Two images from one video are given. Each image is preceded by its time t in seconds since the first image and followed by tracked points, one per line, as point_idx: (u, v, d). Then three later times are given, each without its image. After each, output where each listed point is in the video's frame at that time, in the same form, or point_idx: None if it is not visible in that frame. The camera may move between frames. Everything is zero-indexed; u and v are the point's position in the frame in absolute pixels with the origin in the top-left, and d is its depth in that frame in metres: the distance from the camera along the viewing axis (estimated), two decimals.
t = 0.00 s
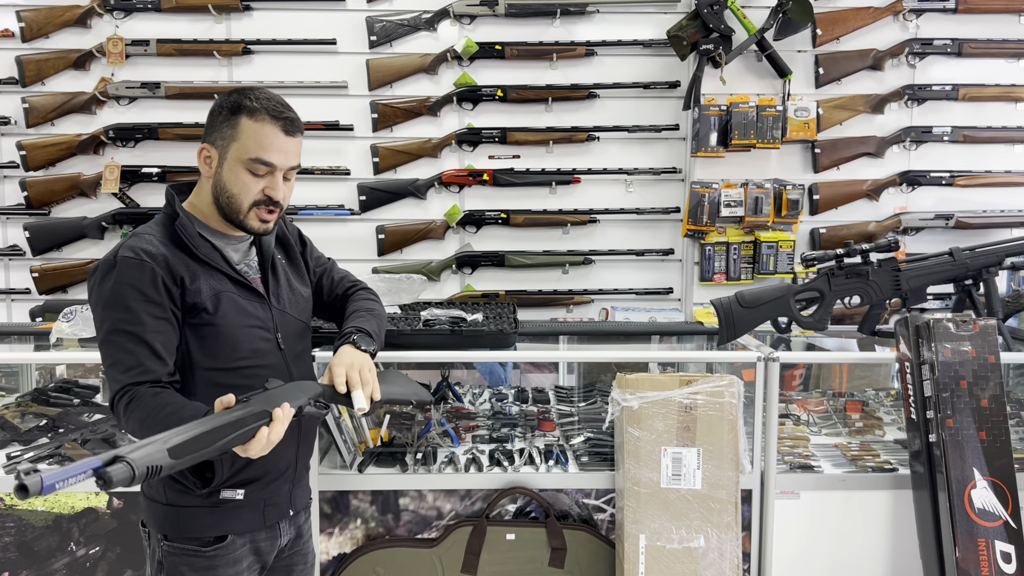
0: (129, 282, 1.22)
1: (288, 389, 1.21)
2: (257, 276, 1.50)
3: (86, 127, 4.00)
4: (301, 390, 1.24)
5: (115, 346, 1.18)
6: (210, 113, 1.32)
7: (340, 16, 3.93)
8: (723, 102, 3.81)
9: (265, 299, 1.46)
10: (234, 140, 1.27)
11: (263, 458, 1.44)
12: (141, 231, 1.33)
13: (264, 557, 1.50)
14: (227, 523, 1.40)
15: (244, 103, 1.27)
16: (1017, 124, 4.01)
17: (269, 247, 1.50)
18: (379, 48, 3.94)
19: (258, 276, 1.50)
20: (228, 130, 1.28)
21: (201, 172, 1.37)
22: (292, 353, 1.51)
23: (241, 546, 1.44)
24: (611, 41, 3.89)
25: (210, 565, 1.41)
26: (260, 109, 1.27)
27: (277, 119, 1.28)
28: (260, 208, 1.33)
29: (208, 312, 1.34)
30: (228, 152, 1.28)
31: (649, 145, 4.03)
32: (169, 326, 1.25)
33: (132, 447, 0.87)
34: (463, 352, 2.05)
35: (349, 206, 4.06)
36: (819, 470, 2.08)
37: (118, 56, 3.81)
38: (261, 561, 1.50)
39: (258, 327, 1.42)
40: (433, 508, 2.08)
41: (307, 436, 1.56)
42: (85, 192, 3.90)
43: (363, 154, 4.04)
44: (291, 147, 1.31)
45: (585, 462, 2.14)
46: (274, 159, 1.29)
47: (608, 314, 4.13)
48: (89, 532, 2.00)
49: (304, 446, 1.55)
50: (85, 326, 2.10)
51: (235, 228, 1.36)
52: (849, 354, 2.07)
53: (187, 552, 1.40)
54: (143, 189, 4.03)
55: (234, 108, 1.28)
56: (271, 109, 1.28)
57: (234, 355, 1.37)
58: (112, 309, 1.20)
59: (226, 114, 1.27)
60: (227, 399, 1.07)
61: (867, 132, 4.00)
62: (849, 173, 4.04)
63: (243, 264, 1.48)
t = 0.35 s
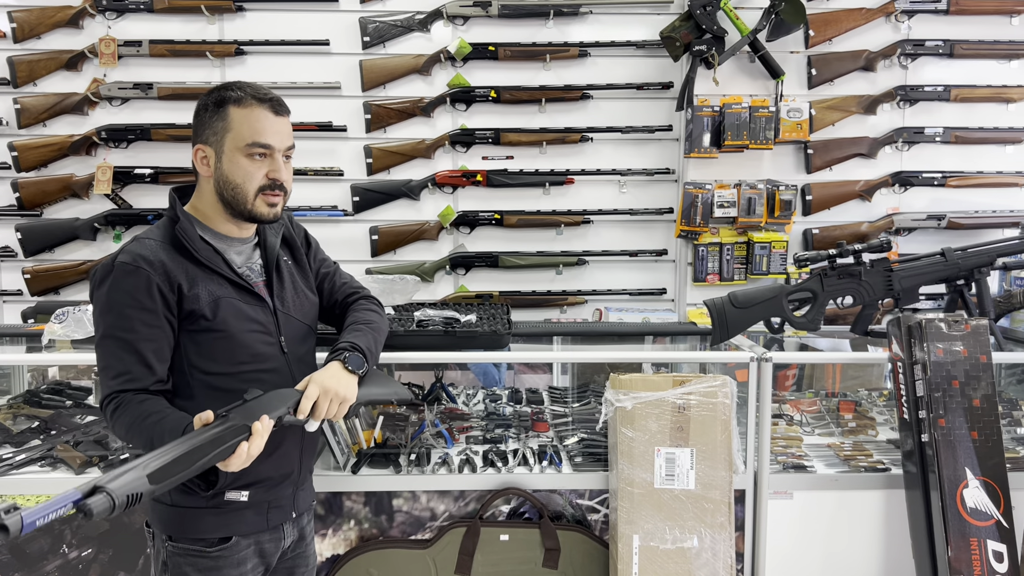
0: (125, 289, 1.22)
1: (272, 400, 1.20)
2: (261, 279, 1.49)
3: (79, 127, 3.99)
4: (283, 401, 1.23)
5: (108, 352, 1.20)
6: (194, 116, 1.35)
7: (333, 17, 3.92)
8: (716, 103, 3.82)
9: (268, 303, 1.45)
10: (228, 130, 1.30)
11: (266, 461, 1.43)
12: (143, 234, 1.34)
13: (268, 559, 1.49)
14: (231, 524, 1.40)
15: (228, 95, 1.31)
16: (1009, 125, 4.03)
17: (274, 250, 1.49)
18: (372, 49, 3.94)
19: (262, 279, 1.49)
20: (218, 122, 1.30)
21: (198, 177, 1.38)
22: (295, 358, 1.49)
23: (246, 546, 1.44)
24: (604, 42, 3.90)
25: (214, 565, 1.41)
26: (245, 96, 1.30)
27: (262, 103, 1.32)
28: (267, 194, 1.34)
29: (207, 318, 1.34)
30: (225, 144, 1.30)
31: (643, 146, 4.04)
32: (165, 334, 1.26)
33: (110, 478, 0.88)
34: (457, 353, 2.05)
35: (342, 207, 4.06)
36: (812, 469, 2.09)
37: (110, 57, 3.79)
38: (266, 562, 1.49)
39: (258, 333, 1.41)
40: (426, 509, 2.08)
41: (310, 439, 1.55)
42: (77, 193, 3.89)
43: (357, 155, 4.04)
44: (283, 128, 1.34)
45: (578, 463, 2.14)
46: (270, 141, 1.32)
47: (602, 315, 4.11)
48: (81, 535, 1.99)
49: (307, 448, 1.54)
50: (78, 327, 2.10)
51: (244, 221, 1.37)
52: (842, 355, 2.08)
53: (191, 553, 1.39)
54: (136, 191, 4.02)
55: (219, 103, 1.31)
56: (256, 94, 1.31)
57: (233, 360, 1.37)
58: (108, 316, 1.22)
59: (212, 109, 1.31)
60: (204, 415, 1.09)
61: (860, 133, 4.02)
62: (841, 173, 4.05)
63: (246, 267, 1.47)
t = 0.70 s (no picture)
0: (120, 305, 1.22)
1: (263, 427, 1.20)
2: (260, 289, 1.47)
3: (70, 128, 3.97)
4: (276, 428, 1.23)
5: (102, 367, 1.21)
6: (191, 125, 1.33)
7: (326, 18, 3.92)
8: (709, 104, 3.83)
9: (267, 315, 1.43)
10: (230, 139, 1.28)
11: (268, 471, 1.42)
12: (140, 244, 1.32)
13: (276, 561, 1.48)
14: (237, 526, 1.40)
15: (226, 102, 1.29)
16: (1000, 125, 4.05)
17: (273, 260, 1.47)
18: (364, 50, 3.94)
19: (261, 290, 1.47)
20: (218, 131, 1.28)
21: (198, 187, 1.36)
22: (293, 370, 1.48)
23: (255, 547, 1.43)
24: (597, 43, 3.90)
25: (223, 566, 1.40)
26: (245, 103, 1.29)
27: (263, 110, 1.31)
28: (272, 202, 1.33)
29: (202, 333, 1.33)
30: (227, 153, 1.29)
31: (635, 146, 4.05)
32: (160, 350, 1.27)
33: None
34: (451, 354, 2.05)
35: (335, 208, 4.06)
36: (805, 469, 2.09)
37: (102, 57, 3.80)
38: (275, 564, 1.48)
39: (254, 347, 1.39)
40: (419, 510, 2.08)
41: (311, 445, 1.55)
42: (69, 194, 3.87)
43: (350, 155, 4.03)
44: (285, 133, 1.33)
45: (571, 463, 2.14)
46: (273, 147, 1.31)
47: (595, 315, 4.14)
48: (72, 537, 1.98)
49: (308, 454, 1.54)
50: (69, 329, 2.10)
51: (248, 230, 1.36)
52: (835, 355, 2.08)
53: (199, 557, 1.39)
54: (128, 192, 4.01)
55: (219, 111, 1.29)
56: (255, 100, 1.30)
57: (228, 374, 1.36)
58: (102, 331, 1.22)
59: (211, 117, 1.29)
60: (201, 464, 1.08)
61: (851, 133, 4.04)
62: (834, 174, 4.06)
63: (244, 278, 1.45)
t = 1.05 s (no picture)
0: (215, 292, 1.04)
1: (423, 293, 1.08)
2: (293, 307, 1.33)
3: (61, 129, 3.96)
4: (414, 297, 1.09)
5: (216, 351, 0.98)
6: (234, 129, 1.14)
7: (318, 18, 3.92)
8: (701, 104, 3.83)
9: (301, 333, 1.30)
10: (266, 156, 1.08)
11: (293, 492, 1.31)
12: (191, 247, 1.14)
13: None
14: (252, 550, 1.29)
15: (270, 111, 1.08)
16: (990, 126, 4.07)
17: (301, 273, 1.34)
18: (357, 50, 3.94)
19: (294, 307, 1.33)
20: (257, 144, 1.09)
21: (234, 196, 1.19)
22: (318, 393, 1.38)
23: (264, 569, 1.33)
24: (589, 43, 3.91)
25: None
26: (290, 117, 1.08)
27: (309, 124, 1.09)
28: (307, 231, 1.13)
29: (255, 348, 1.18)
30: (263, 169, 1.09)
31: (628, 147, 4.06)
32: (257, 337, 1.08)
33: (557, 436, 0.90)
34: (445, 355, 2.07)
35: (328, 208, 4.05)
36: (798, 469, 2.09)
37: (93, 58, 3.79)
38: None
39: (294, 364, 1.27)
40: (412, 511, 2.07)
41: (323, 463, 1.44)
42: (60, 195, 3.86)
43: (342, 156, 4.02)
44: (330, 154, 1.11)
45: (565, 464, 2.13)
46: (313, 166, 1.09)
47: (588, 315, 4.14)
48: (63, 540, 1.98)
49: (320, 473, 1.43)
50: (60, 330, 2.11)
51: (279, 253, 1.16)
52: (827, 355, 2.10)
53: None
54: (119, 193, 3.99)
55: (261, 119, 1.09)
56: (302, 115, 1.09)
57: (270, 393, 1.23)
58: (207, 316, 1.01)
59: (251, 125, 1.09)
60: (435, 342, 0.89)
61: (843, 134, 4.05)
62: (826, 174, 4.07)
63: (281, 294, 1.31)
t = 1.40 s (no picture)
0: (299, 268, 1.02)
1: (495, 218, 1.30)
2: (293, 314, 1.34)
3: (40, 128, 3.92)
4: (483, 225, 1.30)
5: (321, 315, 0.95)
6: (290, 130, 1.12)
7: (301, 17, 3.90)
8: (685, 106, 3.85)
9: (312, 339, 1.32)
10: (345, 165, 1.11)
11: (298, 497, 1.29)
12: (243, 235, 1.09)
13: None
14: (257, 567, 1.24)
15: (344, 119, 1.11)
16: (971, 128, 4.11)
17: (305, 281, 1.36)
18: (340, 50, 3.93)
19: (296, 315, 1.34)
20: (329, 151, 1.10)
21: (279, 198, 1.16)
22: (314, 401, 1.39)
23: None
24: (574, 44, 3.92)
25: None
26: (364, 128, 1.13)
27: (377, 136, 1.16)
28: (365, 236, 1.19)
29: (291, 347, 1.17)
30: (338, 177, 1.11)
31: (612, 148, 4.07)
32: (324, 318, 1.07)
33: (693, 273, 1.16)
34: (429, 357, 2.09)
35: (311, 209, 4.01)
36: (780, 469, 2.10)
37: (72, 56, 3.75)
38: None
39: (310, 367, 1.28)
40: (396, 513, 2.05)
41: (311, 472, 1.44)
42: (38, 194, 3.82)
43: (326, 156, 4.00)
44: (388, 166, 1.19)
45: (549, 464, 2.14)
46: (381, 177, 1.16)
47: (573, 317, 4.10)
48: (41, 543, 1.95)
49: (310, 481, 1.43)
50: (38, 331, 2.09)
51: (334, 257, 1.21)
52: (810, 355, 2.11)
53: None
54: (99, 192, 3.95)
55: (334, 126, 1.10)
56: (373, 128, 1.15)
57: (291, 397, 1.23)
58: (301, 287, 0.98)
59: (324, 132, 1.10)
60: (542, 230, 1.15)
61: (825, 136, 4.08)
62: (809, 176, 4.10)
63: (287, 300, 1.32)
